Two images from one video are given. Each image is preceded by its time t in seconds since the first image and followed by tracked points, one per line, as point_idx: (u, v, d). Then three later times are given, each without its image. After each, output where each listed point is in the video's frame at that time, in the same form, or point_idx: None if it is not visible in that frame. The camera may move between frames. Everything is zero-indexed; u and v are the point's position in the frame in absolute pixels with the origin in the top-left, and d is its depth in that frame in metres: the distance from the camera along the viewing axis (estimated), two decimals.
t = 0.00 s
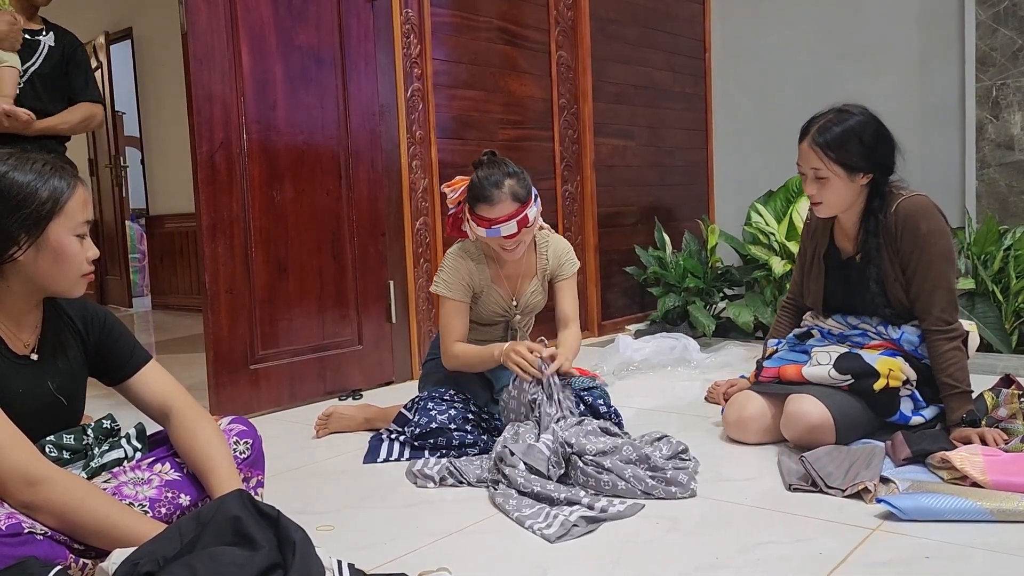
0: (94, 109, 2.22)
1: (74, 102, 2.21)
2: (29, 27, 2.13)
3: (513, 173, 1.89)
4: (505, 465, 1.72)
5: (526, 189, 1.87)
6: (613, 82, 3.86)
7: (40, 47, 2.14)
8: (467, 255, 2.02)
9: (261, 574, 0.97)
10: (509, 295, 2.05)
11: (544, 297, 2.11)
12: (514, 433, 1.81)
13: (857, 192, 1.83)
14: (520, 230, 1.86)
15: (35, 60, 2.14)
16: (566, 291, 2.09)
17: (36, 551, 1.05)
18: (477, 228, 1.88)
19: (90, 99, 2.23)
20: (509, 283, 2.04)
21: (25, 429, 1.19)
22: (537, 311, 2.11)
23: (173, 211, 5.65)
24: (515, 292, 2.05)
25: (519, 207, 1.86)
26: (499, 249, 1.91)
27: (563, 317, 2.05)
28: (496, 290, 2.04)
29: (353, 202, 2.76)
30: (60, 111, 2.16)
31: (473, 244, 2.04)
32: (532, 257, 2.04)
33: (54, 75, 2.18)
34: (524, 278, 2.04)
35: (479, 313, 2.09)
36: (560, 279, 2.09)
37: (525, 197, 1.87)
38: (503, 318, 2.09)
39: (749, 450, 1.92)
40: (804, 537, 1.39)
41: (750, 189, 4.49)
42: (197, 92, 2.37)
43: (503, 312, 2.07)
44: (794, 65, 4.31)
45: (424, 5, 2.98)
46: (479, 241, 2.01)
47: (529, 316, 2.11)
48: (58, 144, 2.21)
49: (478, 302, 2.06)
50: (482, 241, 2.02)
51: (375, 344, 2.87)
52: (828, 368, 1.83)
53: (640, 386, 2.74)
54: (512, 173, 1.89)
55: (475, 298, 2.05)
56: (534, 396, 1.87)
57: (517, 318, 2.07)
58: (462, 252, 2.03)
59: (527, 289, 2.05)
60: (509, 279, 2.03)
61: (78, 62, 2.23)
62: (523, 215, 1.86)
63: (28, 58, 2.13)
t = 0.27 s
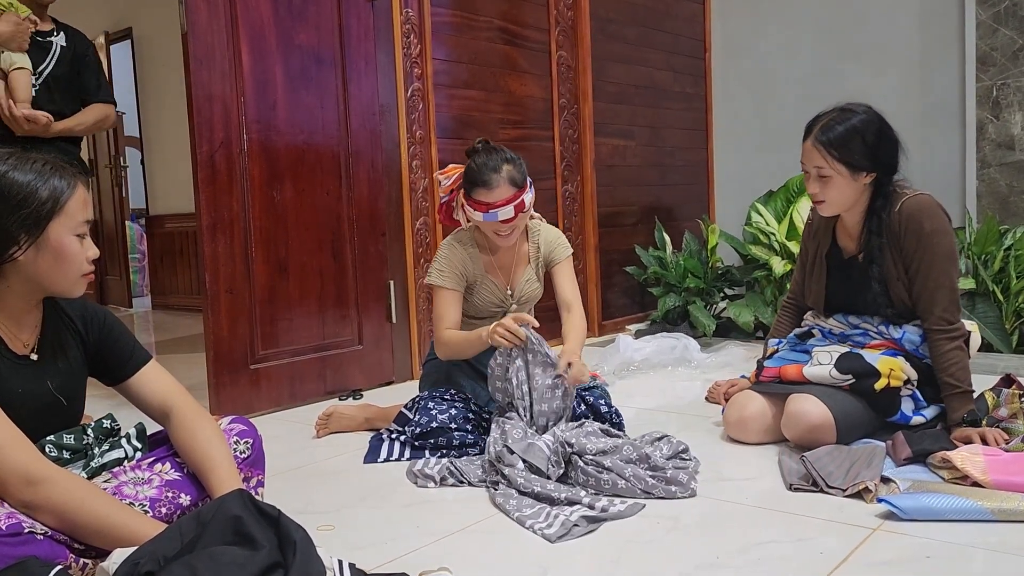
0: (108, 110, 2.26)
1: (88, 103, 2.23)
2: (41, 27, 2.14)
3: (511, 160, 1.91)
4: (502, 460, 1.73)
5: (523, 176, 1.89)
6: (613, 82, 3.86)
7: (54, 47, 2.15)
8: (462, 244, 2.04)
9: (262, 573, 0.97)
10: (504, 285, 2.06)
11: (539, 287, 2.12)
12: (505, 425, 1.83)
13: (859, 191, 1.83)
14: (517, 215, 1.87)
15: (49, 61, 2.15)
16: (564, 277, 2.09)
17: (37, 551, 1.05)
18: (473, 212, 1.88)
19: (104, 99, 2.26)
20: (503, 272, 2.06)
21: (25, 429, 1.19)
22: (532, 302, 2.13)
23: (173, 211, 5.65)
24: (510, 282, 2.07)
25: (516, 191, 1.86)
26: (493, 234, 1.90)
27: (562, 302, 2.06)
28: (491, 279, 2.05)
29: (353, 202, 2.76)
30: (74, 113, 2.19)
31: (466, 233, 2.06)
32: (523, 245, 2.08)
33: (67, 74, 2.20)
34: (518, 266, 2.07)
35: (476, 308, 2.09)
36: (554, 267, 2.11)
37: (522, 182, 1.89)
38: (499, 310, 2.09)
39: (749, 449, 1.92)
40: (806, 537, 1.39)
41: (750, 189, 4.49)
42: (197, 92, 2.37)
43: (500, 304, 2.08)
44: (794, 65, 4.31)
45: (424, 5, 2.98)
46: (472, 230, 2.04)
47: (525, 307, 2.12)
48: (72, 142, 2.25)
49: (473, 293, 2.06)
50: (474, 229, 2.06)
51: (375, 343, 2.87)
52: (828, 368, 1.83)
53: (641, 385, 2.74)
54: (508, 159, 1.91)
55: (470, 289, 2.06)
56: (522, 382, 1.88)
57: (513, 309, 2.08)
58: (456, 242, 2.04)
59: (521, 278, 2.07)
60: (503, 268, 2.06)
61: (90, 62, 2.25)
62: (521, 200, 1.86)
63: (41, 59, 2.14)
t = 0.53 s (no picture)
0: (113, 109, 2.27)
1: (93, 103, 2.24)
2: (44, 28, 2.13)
3: (503, 150, 1.98)
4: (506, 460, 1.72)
5: (515, 165, 1.96)
6: (613, 82, 3.87)
7: (56, 47, 2.15)
8: (455, 236, 2.10)
9: (263, 574, 0.97)
10: (497, 276, 2.10)
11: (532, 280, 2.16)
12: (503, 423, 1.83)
13: (859, 191, 1.84)
14: (509, 204, 1.93)
15: (52, 61, 2.15)
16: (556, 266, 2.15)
17: (38, 551, 1.05)
18: (466, 201, 1.94)
19: (109, 98, 2.26)
20: (496, 263, 2.10)
21: (25, 430, 1.19)
22: (526, 296, 2.16)
23: (173, 212, 5.65)
24: (503, 274, 2.11)
25: (508, 181, 1.93)
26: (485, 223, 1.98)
27: (556, 290, 2.11)
28: (484, 270, 2.10)
29: (353, 203, 2.76)
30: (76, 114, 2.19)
31: (459, 227, 2.12)
32: (515, 236, 2.13)
33: (70, 75, 2.20)
34: (510, 258, 2.11)
35: (470, 300, 2.12)
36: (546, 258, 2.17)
37: (513, 172, 1.95)
38: (493, 303, 2.12)
39: (749, 450, 1.92)
40: (805, 537, 1.39)
41: (749, 189, 4.49)
42: (197, 92, 2.37)
43: (494, 296, 2.10)
44: (793, 65, 4.32)
45: (424, 5, 2.98)
46: (464, 220, 2.11)
47: (519, 300, 2.14)
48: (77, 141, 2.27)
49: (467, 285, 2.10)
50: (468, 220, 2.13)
51: (375, 344, 2.87)
52: (828, 369, 1.84)
53: (640, 386, 2.74)
54: (500, 150, 1.97)
55: (464, 280, 2.10)
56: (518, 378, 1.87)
57: (507, 301, 2.10)
58: (449, 235, 2.10)
59: (513, 269, 2.11)
60: (496, 259, 2.10)
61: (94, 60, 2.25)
62: (513, 188, 1.93)
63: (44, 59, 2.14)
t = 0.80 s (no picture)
0: (103, 108, 2.26)
1: (84, 102, 2.24)
2: (32, 24, 2.14)
3: (498, 144, 2.00)
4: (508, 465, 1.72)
5: (509, 159, 1.98)
6: (613, 82, 3.86)
7: (45, 44, 2.16)
8: (450, 232, 2.11)
9: (263, 573, 0.97)
10: (494, 270, 2.11)
11: (530, 273, 2.17)
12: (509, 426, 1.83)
13: (858, 191, 1.84)
14: (504, 197, 1.97)
15: (41, 58, 2.15)
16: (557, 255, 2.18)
17: (37, 551, 1.04)
18: (462, 194, 1.97)
19: (98, 96, 2.26)
20: (492, 256, 2.12)
21: (24, 430, 1.19)
22: (525, 290, 2.16)
23: (173, 211, 5.64)
24: (501, 267, 2.12)
25: (503, 174, 1.96)
26: (480, 216, 2.01)
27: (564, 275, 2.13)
28: (481, 264, 2.11)
29: (353, 203, 2.76)
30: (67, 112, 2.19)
31: (454, 224, 2.14)
32: (510, 229, 2.15)
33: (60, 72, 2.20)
34: (506, 251, 2.13)
35: (468, 295, 2.12)
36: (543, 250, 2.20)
37: (508, 166, 1.98)
38: (492, 297, 2.11)
39: (749, 449, 1.92)
40: (805, 537, 1.39)
41: (749, 189, 4.49)
42: (197, 92, 2.37)
43: (493, 289, 2.10)
44: (793, 65, 4.32)
45: (424, 5, 2.98)
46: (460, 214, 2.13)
47: (517, 294, 2.15)
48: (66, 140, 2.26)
49: (465, 280, 2.11)
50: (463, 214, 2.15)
51: (375, 343, 2.87)
52: (828, 368, 1.83)
53: (640, 386, 2.74)
54: (494, 143, 2.00)
55: (461, 275, 2.11)
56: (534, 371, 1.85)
57: (505, 294, 2.10)
58: (444, 231, 2.11)
59: (510, 261, 2.12)
60: (492, 253, 2.12)
61: (84, 57, 2.26)
62: (508, 182, 1.96)
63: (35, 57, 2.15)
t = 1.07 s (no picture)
0: (82, 108, 2.24)
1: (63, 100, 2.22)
2: (10, 20, 2.13)
3: (494, 139, 2.02)
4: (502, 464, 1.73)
5: (505, 153, 2.00)
6: (613, 82, 3.86)
7: (24, 41, 2.15)
8: (448, 229, 2.11)
9: (262, 572, 0.97)
10: (493, 266, 2.11)
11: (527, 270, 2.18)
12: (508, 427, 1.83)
13: (857, 192, 1.84)
14: (502, 189, 1.98)
15: (19, 55, 2.14)
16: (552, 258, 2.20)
17: (37, 550, 1.04)
18: (460, 188, 1.98)
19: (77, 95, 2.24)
20: (490, 253, 2.12)
21: (23, 429, 1.19)
22: (523, 286, 2.16)
23: (172, 211, 5.64)
24: (498, 263, 2.13)
25: (500, 167, 1.97)
26: (478, 211, 2.01)
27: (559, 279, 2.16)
28: (480, 260, 2.11)
29: (353, 203, 2.76)
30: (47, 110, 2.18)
31: (450, 221, 2.13)
32: (506, 227, 2.17)
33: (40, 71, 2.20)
34: (503, 247, 2.14)
35: (466, 292, 2.11)
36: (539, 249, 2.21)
37: (504, 159, 1.99)
38: (491, 294, 2.11)
39: (748, 450, 1.92)
40: (805, 537, 1.39)
41: (749, 189, 4.50)
42: (197, 92, 2.37)
43: (491, 284, 2.10)
44: (793, 65, 4.32)
45: (424, 5, 2.98)
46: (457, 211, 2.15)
47: (516, 291, 2.14)
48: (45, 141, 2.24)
49: (464, 276, 2.10)
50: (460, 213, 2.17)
51: (375, 344, 2.87)
52: (828, 368, 1.83)
53: (640, 386, 2.74)
54: (490, 138, 2.01)
55: (459, 272, 2.10)
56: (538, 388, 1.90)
57: (505, 290, 2.10)
58: (442, 228, 2.10)
59: (508, 258, 2.13)
60: (490, 249, 2.12)
61: (65, 56, 2.24)
62: (505, 174, 1.97)
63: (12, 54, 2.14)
